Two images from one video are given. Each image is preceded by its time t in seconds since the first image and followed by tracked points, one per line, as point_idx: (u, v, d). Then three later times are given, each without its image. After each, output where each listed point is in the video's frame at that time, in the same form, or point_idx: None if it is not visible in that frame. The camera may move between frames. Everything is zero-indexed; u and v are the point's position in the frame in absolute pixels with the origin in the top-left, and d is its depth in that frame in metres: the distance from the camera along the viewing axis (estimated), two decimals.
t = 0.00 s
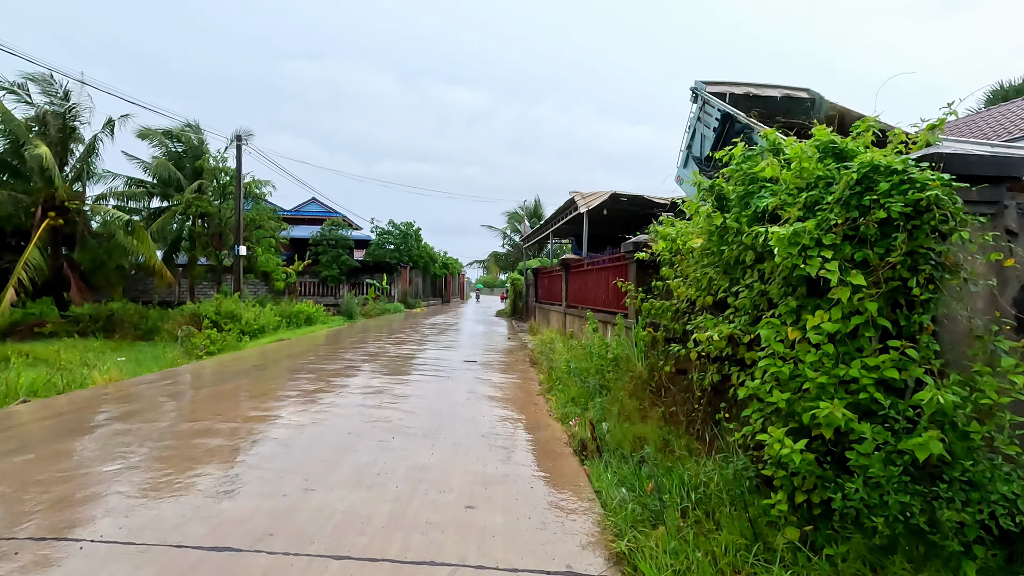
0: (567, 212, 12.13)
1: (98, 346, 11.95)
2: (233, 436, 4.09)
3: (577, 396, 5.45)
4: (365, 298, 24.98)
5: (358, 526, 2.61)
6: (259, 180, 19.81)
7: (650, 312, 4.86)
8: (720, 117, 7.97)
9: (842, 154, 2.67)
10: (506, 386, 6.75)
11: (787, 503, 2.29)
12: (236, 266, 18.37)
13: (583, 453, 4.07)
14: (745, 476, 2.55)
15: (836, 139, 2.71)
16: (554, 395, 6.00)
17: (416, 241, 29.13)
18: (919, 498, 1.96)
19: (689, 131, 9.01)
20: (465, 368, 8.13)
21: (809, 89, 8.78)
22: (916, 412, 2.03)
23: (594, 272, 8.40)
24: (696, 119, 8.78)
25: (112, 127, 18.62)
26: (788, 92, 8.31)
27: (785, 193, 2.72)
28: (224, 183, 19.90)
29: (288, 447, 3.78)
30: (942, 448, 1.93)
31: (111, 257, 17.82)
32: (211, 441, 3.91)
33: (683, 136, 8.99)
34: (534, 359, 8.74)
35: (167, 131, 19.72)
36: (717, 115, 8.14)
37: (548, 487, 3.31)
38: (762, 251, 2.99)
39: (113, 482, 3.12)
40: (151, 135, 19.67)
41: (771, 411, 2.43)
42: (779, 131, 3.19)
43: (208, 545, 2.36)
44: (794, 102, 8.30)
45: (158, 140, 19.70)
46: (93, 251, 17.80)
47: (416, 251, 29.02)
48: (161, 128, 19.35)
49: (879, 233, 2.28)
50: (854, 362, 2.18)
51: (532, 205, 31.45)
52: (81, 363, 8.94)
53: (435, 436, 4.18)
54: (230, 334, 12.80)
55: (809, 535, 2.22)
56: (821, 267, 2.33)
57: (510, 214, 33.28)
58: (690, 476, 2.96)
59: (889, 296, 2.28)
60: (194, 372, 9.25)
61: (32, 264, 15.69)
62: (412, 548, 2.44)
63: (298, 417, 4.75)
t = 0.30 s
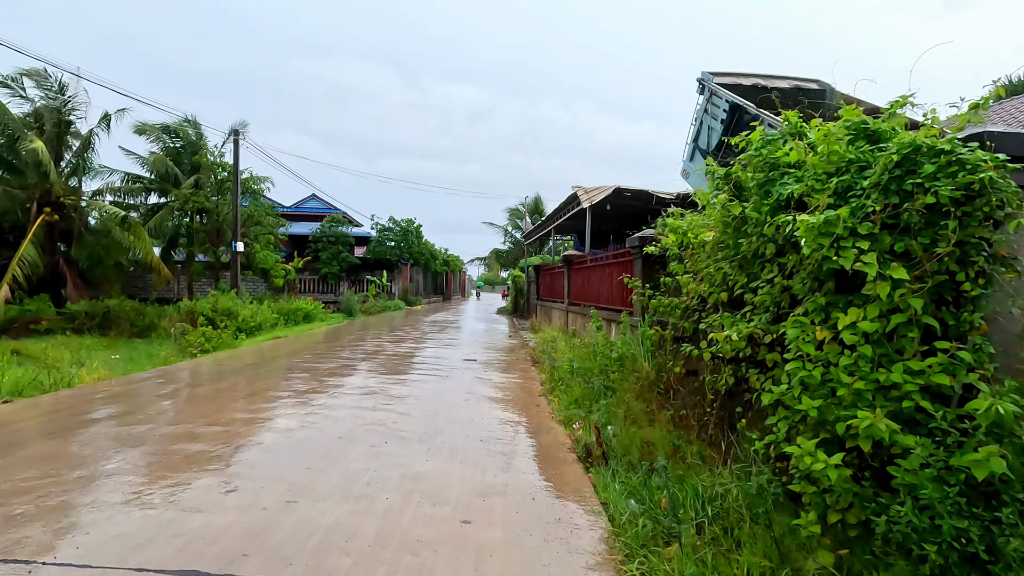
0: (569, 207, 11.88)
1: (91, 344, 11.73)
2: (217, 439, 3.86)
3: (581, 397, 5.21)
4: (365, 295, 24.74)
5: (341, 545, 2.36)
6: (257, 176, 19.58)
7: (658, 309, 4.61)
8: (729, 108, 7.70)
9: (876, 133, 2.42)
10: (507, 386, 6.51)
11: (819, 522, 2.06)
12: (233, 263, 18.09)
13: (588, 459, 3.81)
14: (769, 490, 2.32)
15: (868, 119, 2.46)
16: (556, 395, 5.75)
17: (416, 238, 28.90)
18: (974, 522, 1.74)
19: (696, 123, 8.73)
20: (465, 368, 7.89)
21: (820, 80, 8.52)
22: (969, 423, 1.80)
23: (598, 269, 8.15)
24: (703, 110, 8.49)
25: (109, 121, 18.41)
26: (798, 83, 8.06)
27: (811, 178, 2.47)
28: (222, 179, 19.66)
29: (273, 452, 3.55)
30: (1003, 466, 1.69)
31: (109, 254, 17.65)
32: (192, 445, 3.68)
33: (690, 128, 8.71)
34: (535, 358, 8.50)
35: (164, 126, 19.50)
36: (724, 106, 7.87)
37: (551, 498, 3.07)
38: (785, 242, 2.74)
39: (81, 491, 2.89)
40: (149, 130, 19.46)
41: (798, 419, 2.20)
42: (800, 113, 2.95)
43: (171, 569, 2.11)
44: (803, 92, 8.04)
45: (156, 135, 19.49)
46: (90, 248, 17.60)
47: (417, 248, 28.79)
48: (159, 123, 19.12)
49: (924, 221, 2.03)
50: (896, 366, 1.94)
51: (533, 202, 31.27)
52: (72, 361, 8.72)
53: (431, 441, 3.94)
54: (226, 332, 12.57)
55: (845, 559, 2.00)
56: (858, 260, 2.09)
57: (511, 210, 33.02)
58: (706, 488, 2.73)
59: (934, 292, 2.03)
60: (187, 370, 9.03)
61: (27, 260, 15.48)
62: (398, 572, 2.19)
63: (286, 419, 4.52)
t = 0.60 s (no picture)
0: (571, 204, 11.65)
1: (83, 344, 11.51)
2: (198, 448, 3.61)
3: (585, 402, 4.99)
4: (364, 294, 24.50)
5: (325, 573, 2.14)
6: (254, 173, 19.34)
7: (667, 309, 4.38)
8: (736, 102, 7.46)
9: (916, 117, 2.20)
10: (507, 388, 6.28)
11: (862, 552, 1.83)
12: (230, 261, 17.84)
13: (595, 470, 3.59)
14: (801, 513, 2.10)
15: (908, 102, 2.23)
16: (559, 399, 5.53)
17: (416, 236, 28.67)
18: None
19: (702, 117, 8.48)
20: (464, 369, 7.66)
21: (830, 73, 8.24)
22: None
23: (601, 267, 7.92)
24: (709, 104, 8.23)
25: (103, 117, 18.14)
26: (807, 76, 7.79)
27: (845, 166, 2.25)
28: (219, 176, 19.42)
29: (258, 463, 3.31)
30: None
31: (105, 252, 17.43)
32: (169, 455, 3.44)
33: (695, 122, 8.45)
34: (537, 360, 8.26)
35: (161, 123, 19.26)
36: (731, 100, 7.63)
37: (557, 514, 2.85)
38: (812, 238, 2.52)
39: (43, 509, 2.65)
40: (145, 126, 19.21)
41: (835, 434, 1.98)
42: (826, 98, 2.73)
43: None
44: (812, 85, 7.76)
45: (151, 131, 19.23)
46: (85, 245, 17.38)
47: (416, 246, 28.56)
48: (155, 120, 18.89)
49: (980, 213, 1.81)
50: (952, 377, 1.72)
51: (534, 199, 31.05)
52: (61, 362, 8.50)
53: (427, 450, 3.71)
54: (222, 331, 12.35)
55: None
56: (904, 257, 1.86)
57: (511, 208, 32.80)
58: (725, 505, 2.52)
59: (991, 293, 1.81)
60: (179, 371, 8.79)
61: (20, 258, 15.24)
62: None
63: (275, 424, 4.28)
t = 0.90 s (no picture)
0: (576, 201, 11.41)
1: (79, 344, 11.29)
2: (183, 456, 3.38)
3: (594, 405, 4.75)
4: (366, 293, 24.29)
5: None
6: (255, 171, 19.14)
7: (681, 309, 4.14)
8: (747, 94, 7.20)
9: (974, 92, 1.96)
10: (511, 390, 6.04)
11: None
12: (229, 260, 17.60)
13: (607, 481, 3.35)
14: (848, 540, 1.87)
15: (964, 75, 1.99)
16: (565, 402, 5.29)
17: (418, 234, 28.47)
18: None
19: (711, 111, 8.23)
20: (466, 370, 7.42)
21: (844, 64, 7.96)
22: None
23: (608, 265, 7.68)
24: (719, 97, 7.98)
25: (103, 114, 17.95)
26: (819, 67, 7.52)
27: (894, 147, 2.01)
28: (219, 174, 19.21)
29: (245, 473, 3.08)
30: None
31: (105, 251, 17.29)
32: (151, 465, 3.21)
33: (705, 115, 8.20)
34: (541, 360, 8.02)
35: (160, 120, 19.07)
36: (742, 92, 7.37)
37: (568, 531, 2.62)
38: (850, 229, 2.29)
39: (7, 527, 2.42)
40: (144, 123, 19.03)
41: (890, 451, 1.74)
42: (862, 77, 2.49)
43: None
44: (825, 77, 7.49)
45: (151, 129, 19.06)
46: (84, 244, 17.21)
47: (419, 245, 28.36)
48: (154, 117, 18.70)
49: None
50: None
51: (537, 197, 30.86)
52: (53, 362, 8.28)
53: (427, 459, 3.48)
54: (220, 331, 12.14)
55: None
56: (973, 249, 1.62)
57: (514, 206, 32.58)
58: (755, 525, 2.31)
59: None
60: (175, 371, 8.57)
61: (17, 256, 15.04)
62: None
63: (267, 429, 4.04)
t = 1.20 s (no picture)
0: (580, 199, 11.17)
1: (75, 345, 11.11)
2: (164, 467, 3.16)
3: (601, 411, 4.52)
4: (367, 293, 24.10)
5: None
6: (255, 170, 18.96)
7: (696, 309, 3.92)
8: (758, 88, 6.96)
9: None
10: (514, 394, 5.81)
11: None
12: (229, 259, 17.38)
13: (618, 495, 3.09)
14: None
15: None
16: (571, 407, 5.06)
17: (420, 234, 28.27)
18: None
19: (720, 105, 7.99)
20: (468, 373, 7.19)
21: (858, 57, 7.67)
22: None
23: (614, 264, 7.45)
24: (729, 90, 7.74)
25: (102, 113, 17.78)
26: (832, 60, 7.24)
27: (951, 127, 1.76)
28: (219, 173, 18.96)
29: (228, 488, 2.85)
30: None
31: (104, 251, 17.14)
32: (129, 478, 2.99)
33: (714, 110, 7.96)
34: (545, 362, 7.80)
35: (160, 119, 18.92)
36: (752, 85, 7.13)
37: (580, 554, 2.39)
38: (893, 222, 2.06)
39: None
40: (144, 121, 18.86)
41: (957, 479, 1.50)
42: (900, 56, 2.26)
43: None
44: (837, 70, 7.21)
45: (151, 127, 18.88)
46: (83, 243, 17.08)
47: (421, 244, 28.17)
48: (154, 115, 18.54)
49: None
50: None
51: (540, 196, 30.68)
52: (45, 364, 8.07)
53: (425, 471, 3.25)
54: (219, 332, 11.94)
55: None
56: None
57: (517, 205, 32.36)
58: (787, 552, 2.09)
59: None
60: (171, 372, 8.38)
61: (14, 256, 14.83)
62: None
63: (256, 437, 3.82)
